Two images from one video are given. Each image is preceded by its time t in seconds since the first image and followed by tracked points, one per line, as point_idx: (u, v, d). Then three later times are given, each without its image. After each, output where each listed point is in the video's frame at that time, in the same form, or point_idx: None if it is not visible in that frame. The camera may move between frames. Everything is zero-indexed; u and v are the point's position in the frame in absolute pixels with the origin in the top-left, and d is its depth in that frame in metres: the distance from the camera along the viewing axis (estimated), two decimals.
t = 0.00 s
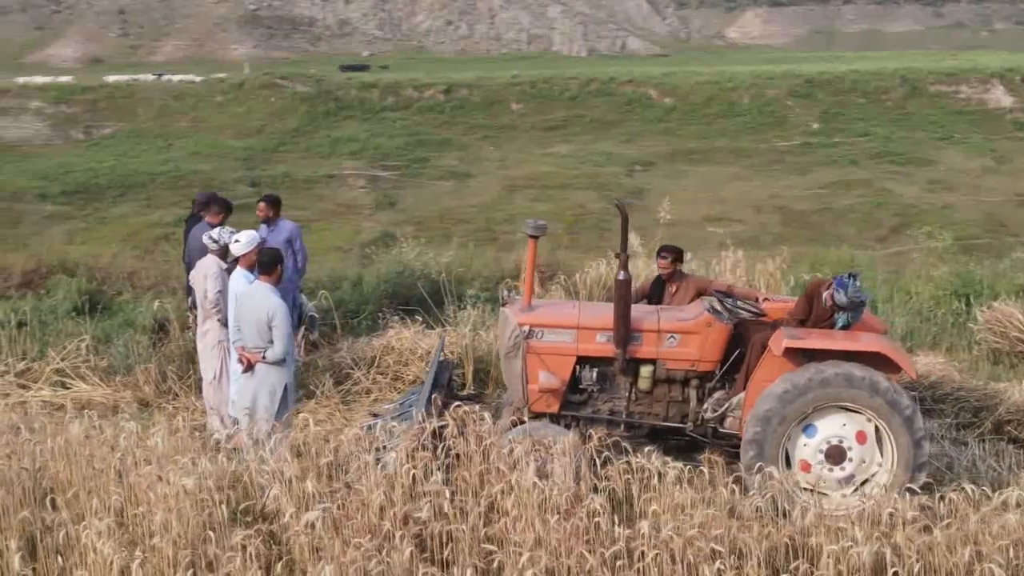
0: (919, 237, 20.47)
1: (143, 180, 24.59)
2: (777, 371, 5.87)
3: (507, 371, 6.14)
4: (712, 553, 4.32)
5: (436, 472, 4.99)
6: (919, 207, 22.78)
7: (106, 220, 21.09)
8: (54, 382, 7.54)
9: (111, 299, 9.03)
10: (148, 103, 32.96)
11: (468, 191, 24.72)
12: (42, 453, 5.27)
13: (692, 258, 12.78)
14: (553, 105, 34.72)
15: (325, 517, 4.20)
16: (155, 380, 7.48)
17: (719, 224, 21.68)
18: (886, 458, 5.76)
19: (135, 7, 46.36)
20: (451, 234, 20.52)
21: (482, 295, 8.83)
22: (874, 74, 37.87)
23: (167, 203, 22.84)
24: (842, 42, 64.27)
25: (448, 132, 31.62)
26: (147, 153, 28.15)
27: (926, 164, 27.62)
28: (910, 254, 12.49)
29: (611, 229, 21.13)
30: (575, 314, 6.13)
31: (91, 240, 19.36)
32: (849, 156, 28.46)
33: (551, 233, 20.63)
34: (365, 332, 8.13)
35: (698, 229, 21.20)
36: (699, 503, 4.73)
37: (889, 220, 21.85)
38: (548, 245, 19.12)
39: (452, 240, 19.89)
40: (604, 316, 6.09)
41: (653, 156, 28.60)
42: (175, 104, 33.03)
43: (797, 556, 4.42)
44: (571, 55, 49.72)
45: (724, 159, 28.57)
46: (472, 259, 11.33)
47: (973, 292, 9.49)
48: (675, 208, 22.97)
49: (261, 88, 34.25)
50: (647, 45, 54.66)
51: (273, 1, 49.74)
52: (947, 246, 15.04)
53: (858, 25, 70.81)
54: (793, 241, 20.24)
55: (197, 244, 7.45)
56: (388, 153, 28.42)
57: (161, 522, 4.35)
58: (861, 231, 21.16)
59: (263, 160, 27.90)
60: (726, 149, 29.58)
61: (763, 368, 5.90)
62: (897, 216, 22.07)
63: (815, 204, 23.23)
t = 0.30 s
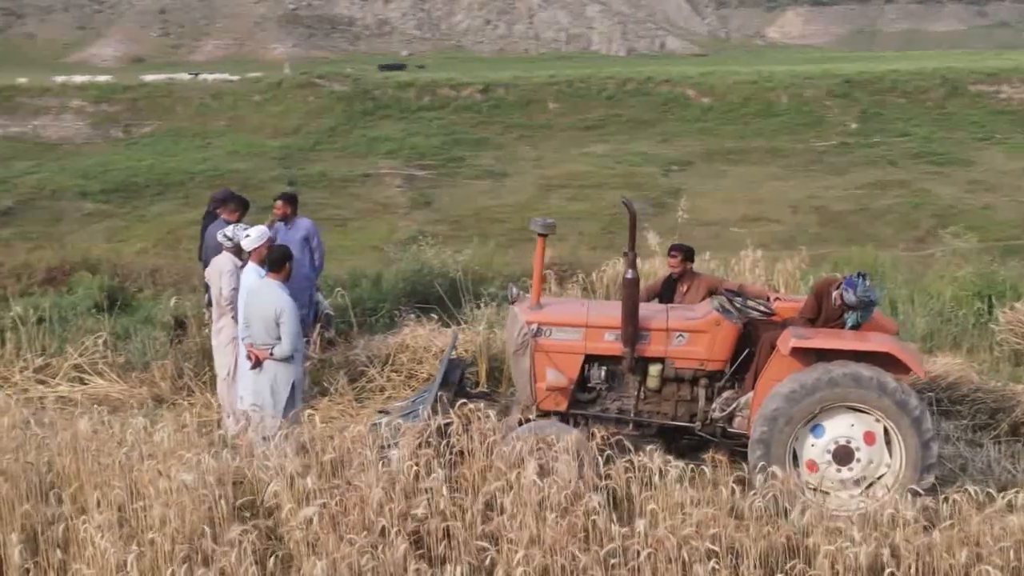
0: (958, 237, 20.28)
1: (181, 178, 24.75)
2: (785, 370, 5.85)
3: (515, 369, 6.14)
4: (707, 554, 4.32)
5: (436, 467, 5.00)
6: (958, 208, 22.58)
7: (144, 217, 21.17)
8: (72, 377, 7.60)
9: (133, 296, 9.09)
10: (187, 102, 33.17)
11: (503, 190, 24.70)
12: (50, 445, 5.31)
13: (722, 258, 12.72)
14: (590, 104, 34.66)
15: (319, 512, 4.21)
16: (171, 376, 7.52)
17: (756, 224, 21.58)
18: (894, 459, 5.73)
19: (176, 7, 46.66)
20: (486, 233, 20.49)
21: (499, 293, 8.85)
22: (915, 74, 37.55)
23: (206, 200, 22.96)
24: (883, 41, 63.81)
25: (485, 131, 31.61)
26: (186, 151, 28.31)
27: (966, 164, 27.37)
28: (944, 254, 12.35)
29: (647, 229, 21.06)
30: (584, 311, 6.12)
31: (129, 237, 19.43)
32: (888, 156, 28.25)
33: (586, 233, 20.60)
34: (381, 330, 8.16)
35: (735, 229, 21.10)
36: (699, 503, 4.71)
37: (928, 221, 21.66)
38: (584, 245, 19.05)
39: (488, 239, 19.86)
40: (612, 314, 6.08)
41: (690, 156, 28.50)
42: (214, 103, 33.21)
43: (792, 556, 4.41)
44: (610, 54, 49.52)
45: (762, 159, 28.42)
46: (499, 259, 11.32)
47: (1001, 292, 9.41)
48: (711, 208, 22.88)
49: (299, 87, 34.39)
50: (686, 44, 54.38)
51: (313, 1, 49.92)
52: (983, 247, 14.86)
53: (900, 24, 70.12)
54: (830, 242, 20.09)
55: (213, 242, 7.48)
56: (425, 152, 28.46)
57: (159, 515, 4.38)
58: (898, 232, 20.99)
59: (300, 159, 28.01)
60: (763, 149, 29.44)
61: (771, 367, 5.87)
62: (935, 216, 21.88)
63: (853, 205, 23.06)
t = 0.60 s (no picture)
0: (990, 237, 20.12)
1: (213, 177, 24.86)
2: (790, 372, 5.82)
3: (520, 369, 6.13)
4: (699, 557, 4.31)
5: (435, 467, 5.00)
6: (991, 209, 22.40)
7: (176, 216, 21.27)
8: (85, 376, 7.66)
9: (150, 295, 9.14)
10: (220, 101, 33.32)
11: (534, 190, 24.68)
12: (52, 442, 5.34)
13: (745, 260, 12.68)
14: (621, 104, 34.60)
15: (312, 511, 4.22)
16: (183, 375, 7.55)
17: (787, 224, 21.49)
18: (899, 463, 5.69)
19: (209, 8, 46.86)
20: (516, 233, 20.49)
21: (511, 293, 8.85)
22: (948, 74, 37.28)
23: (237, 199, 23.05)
24: (918, 41, 63.37)
25: (516, 131, 31.60)
26: (218, 150, 28.42)
27: (999, 164, 27.14)
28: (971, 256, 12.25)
29: (677, 228, 21.00)
30: (589, 312, 6.10)
31: (160, 235, 19.51)
32: (921, 157, 28.06)
33: (616, 233, 20.56)
34: (393, 330, 8.17)
35: (765, 230, 21.01)
36: (695, 504, 4.70)
37: (960, 221, 21.50)
38: (614, 245, 19.01)
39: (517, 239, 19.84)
40: (617, 315, 6.06)
41: (721, 156, 28.42)
42: (246, 103, 33.34)
43: (786, 557, 4.39)
44: (642, 53, 49.34)
45: (793, 159, 28.29)
46: (522, 261, 11.31)
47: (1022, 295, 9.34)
48: (742, 208, 22.80)
49: (330, 86, 34.48)
50: (719, 44, 54.13)
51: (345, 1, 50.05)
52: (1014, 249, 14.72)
53: (934, 24, 69.56)
54: (861, 243, 19.98)
55: (225, 242, 7.51)
56: (455, 152, 28.48)
57: (154, 514, 4.39)
58: (930, 232, 20.84)
59: (331, 158, 28.08)
60: (794, 149, 29.31)
61: (777, 369, 5.84)
62: (968, 217, 21.72)
63: (885, 206, 22.92)
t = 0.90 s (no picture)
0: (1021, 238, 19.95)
1: (243, 177, 24.93)
2: (793, 373, 5.79)
3: (523, 370, 6.14)
4: (690, 560, 4.29)
5: (431, 466, 5.00)
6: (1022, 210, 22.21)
7: (205, 214, 21.34)
8: (95, 374, 7.69)
9: (162, 295, 9.17)
10: (250, 101, 33.45)
11: (562, 190, 24.63)
12: (49, 442, 5.37)
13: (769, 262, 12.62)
14: (650, 104, 34.51)
15: (304, 512, 4.24)
16: (193, 373, 7.57)
17: (816, 225, 21.36)
18: (902, 465, 5.65)
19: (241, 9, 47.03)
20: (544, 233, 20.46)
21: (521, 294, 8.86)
22: (980, 74, 37.00)
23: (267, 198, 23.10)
24: (952, 41, 62.89)
25: (545, 131, 31.56)
26: (248, 150, 28.49)
27: None
28: (996, 258, 12.14)
29: (706, 228, 20.91)
30: (591, 313, 6.10)
31: (189, 234, 19.59)
32: (952, 157, 27.86)
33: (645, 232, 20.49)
34: (402, 330, 8.18)
35: (794, 230, 20.91)
36: (689, 505, 4.69)
37: (991, 222, 21.34)
38: (642, 246, 18.97)
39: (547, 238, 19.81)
40: (619, 316, 6.05)
41: (750, 156, 28.32)
42: (276, 102, 33.45)
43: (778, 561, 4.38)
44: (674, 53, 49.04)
45: (822, 159, 28.17)
46: (543, 261, 11.29)
47: None
48: (772, 209, 22.70)
49: (359, 86, 34.55)
50: (750, 43, 53.84)
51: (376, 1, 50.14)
52: None
53: (968, 23, 68.98)
54: (891, 244, 19.85)
55: (234, 242, 7.53)
56: (484, 151, 28.47)
57: (147, 513, 4.42)
58: (961, 233, 20.68)
59: (360, 157, 28.13)
60: (824, 149, 29.18)
61: (779, 371, 5.82)
62: (999, 218, 21.54)
63: (915, 206, 22.77)
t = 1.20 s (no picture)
0: None
1: (272, 176, 24.99)
2: (794, 377, 5.77)
3: (524, 372, 6.13)
4: (678, 564, 4.27)
5: (425, 467, 5.01)
6: None
7: (234, 213, 21.40)
8: (105, 374, 7.73)
9: (175, 295, 9.20)
10: (280, 101, 33.56)
11: (590, 190, 24.59)
12: (50, 440, 5.40)
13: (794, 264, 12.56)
14: (679, 104, 34.43)
15: (291, 513, 4.26)
16: (201, 374, 7.60)
17: (845, 225, 21.25)
18: (902, 469, 5.61)
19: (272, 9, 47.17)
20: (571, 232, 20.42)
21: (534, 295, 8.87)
22: (1013, 74, 36.74)
23: (296, 198, 23.16)
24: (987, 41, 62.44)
25: (574, 131, 31.53)
26: (277, 149, 28.56)
27: None
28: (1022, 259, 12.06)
29: (734, 229, 20.84)
30: (593, 315, 6.09)
31: (218, 233, 19.64)
32: (983, 157, 27.67)
33: (673, 232, 20.43)
34: (411, 331, 8.20)
35: (823, 230, 20.81)
36: (682, 509, 4.68)
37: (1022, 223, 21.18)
38: (670, 246, 18.92)
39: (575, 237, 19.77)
40: (621, 318, 6.04)
41: (779, 156, 28.21)
42: (305, 102, 33.53)
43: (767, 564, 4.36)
44: (704, 53, 48.88)
45: (852, 159, 28.03)
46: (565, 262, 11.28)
47: None
48: (801, 209, 22.60)
49: (388, 86, 34.61)
50: (782, 43, 53.56)
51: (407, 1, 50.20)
52: None
53: (1002, 22, 68.48)
54: (920, 245, 19.72)
55: (242, 243, 7.55)
56: (512, 151, 28.47)
57: (137, 513, 4.45)
58: (992, 233, 20.53)
59: (389, 157, 28.16)
60: (854, 149, 29.04)
61: (781, 374, 5.80)
62: None
63: (945, 207, 22.63)
